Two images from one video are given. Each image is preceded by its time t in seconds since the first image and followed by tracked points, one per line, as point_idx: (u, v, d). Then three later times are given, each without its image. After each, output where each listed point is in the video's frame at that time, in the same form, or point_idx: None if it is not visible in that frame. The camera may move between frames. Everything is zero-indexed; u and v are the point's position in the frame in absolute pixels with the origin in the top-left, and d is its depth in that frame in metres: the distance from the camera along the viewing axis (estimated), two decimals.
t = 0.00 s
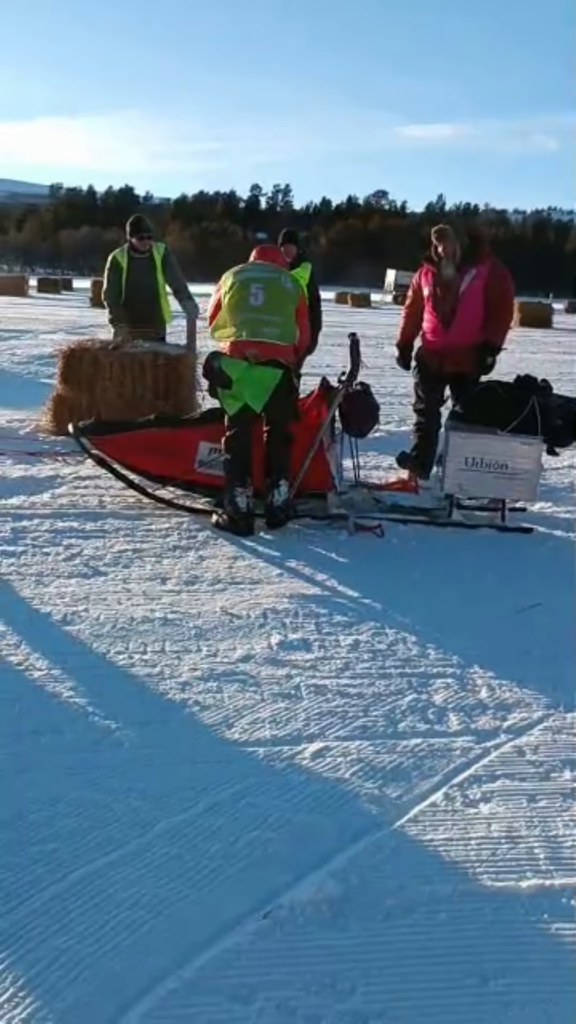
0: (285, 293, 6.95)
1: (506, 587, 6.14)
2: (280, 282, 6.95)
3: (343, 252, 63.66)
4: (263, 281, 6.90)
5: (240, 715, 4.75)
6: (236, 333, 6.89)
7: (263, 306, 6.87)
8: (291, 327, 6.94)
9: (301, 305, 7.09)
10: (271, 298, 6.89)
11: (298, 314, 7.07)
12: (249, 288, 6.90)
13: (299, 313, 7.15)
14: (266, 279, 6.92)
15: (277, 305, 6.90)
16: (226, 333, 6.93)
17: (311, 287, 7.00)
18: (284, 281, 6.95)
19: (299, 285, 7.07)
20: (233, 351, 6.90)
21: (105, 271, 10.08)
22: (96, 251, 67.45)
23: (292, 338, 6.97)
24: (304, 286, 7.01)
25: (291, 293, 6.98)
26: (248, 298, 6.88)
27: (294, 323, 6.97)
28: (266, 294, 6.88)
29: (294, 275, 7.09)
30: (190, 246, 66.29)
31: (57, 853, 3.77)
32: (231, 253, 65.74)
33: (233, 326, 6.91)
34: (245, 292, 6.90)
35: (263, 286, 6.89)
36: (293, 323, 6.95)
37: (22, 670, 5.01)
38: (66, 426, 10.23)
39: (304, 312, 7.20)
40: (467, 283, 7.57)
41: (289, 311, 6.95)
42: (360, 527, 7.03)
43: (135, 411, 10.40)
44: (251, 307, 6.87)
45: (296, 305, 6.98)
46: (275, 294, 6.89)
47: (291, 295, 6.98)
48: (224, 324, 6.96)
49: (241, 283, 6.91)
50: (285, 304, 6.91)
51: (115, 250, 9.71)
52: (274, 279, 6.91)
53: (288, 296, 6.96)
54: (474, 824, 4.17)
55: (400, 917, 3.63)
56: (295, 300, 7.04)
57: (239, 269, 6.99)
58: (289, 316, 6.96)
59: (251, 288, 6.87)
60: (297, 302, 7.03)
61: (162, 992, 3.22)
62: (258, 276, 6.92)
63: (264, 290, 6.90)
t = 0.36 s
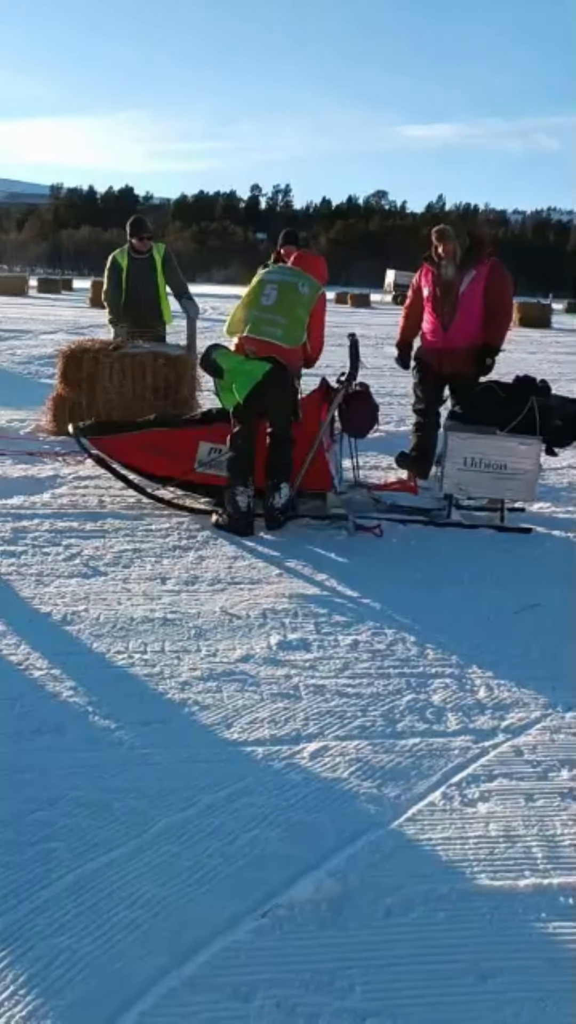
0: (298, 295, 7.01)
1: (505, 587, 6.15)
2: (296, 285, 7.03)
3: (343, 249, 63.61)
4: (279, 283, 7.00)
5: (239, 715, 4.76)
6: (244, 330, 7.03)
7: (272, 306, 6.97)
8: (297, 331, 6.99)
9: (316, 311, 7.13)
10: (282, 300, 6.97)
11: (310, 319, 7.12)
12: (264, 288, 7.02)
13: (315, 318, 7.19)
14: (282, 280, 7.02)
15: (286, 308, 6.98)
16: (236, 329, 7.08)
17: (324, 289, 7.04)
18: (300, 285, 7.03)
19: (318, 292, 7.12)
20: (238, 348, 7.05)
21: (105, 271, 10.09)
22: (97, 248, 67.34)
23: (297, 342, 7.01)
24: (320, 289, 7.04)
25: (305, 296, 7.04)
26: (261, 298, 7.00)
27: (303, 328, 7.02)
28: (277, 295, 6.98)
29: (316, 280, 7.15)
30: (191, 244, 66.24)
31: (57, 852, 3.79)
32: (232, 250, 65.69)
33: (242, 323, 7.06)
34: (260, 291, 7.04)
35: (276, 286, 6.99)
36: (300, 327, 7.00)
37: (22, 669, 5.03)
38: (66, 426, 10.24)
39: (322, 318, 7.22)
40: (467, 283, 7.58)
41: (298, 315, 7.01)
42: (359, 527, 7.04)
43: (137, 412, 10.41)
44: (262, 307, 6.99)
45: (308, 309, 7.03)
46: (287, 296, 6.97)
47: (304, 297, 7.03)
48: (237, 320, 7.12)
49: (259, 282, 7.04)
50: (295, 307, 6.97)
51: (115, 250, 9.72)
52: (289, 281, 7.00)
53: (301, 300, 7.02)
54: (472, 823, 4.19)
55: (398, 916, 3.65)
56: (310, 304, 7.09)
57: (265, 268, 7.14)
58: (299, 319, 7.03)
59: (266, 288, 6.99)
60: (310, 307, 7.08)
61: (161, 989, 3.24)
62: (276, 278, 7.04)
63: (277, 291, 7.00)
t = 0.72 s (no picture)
0: (302, 296, 7.06)
1: (503, 587, 6.15)
2: (302, 286, 7.09)
3: (344, 245, 63.52)
4: (285, 284, 7.07)
5: (237, 714, 4.78)
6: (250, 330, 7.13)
7: (276, 306, 7.04)
8: (299, 332, 7.04)
9: (322, 312, 7.14)
10: (287, 301, 7.04)
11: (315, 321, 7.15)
12: (271, 289, 7.11)
13: (321, 319, 7.22)
14: (287, 281, 7.09)
15: (290, 308, 7.05)
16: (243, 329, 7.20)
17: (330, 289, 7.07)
18: (306, 286, 7.08)
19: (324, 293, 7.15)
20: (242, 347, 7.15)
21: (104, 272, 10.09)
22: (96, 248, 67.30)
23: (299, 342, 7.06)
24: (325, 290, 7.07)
25: (309, 297, 7.08)
26: (267, 298, 7.09)
27: (306, 329, 7.07)
28: (282, 295, 7.04)
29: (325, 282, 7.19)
30: (191, 244, 66.42)
31: (54, 852, 3.81)
32: (234, 248, 65.67)
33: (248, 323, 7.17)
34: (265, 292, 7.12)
35: (281, 287, 7.06)
36: (303, 328, 7.05)
37: (20, 669, 5.04)
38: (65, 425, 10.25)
39: (330, 321, 7.22)
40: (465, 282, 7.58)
41: (302, 316, 7.06)
42: (358, 526, 7.05)
43: (137, 412, 10.40)
44: (267, 307, 7.07)
45: (312, 310, 7.07)
46: (291, 297, 7.04)
47: (307, 298, 7.07)
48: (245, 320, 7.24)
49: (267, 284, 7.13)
50: (298, 308, 7.03)
51: (114, 250, 9.72)
52: (295, 282, 7.06)
53: (306, 301, 7.06)
54: (468, 822, 4.21)
55: (395, 915, 3.67)
56: (315, 306, 7.14)
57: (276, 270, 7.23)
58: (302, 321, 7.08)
59: (272, 289, 7.07)
60: (316, 309, 7.11)
61: (159, 988, 3.25)
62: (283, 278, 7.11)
63: (282, 291, 7.07)
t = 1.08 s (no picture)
0: (300, 296, 6.99)
1: (503, 589, 6.15)
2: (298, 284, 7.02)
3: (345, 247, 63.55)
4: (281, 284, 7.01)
5: (236, 717, 4.79)
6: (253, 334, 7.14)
7: (275, 309, 7.02)
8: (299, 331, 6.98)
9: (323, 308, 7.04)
10: (284, 301, 6.99)
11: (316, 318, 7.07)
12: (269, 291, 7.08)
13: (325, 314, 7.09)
14: (285, 282, 7.03)
15: (288, 308, 7.00)
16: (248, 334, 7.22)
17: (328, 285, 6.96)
18: (302, 284, 7.00)
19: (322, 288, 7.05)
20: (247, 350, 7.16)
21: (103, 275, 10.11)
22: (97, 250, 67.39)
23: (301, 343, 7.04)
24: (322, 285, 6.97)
25: (307, 295, 7.00)
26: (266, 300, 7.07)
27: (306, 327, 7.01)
28: (280, 297, 7.01)
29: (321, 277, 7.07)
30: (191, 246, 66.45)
31: (53, 855, 3.81)
32: (235, 251, 65.78)
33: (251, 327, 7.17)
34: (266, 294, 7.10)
35: (279, 288, 7.02)
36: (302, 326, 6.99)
37: (18, 672, 5.05)
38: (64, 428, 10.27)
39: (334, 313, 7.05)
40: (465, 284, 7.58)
41: (301, 315, 7.01)
42: (357, 528, 7.06)
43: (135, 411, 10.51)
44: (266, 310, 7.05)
45: (310, 308, 6.99)
46: (289, 298, 6.99)
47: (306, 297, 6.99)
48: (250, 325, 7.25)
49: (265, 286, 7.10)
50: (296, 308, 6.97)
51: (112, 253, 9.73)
52: (290, 282, 6.99)
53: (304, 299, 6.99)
54: (468, 825, 4.21)
55: (395, 917, 3.66)
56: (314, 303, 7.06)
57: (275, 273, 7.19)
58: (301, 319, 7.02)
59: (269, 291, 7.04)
60: (314, 305, 7.03)
61: (158, 991, 3.25)
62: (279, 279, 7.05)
63: (280, 292, 7.02)
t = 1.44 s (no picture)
0: (352, 314, 6.86)
1: (502, 588, 6.16)
2: (350, 302, 6.90)
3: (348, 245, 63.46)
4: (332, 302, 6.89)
5: (235, 718, 4.81)
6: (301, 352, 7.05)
7: (327, 327, 6.88)
8: (350, 349, 6.86)
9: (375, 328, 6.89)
10: (334, 319, 6.87)
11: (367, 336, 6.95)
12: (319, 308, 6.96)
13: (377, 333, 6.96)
14: (336, 298, 6.90)
15: (339, 327, 6.88)
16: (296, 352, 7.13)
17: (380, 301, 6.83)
18: (354, 301, 6.87)
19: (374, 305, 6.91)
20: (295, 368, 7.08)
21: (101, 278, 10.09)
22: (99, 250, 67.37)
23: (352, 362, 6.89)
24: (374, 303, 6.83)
25: (359, 313, 6.87)
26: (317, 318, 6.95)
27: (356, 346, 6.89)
28: (332, 314, 6.87)
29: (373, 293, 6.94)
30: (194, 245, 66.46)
31: (53, 856, 3.83)
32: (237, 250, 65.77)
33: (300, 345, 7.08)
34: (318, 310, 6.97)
35: (332, 305, 6.89)
36: (353, 345, 6.87)
37: (18, 674, 5.07)
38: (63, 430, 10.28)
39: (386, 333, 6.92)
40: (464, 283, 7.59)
41: (352, 333, 6.88)
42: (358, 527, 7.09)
43: (134, 411, 10.56)
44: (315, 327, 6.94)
45: (361, 327, 6.86)
46: (341, 316, 6.85)
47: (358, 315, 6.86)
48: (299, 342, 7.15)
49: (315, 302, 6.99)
50: (346, 327, 6.85)
51: (110, 255, 9.72)
52: (341, 299, 6.87)
53: (355, 318, 6.87)
54: (468, 824, 4.22)
55: (394, 917, 3.67)
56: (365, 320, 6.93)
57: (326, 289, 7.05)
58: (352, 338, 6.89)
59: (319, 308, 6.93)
60: (365, 324, 6.90)
61: (158, 992, 3.27)
62: (330, 296, 6.93)
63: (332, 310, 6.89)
